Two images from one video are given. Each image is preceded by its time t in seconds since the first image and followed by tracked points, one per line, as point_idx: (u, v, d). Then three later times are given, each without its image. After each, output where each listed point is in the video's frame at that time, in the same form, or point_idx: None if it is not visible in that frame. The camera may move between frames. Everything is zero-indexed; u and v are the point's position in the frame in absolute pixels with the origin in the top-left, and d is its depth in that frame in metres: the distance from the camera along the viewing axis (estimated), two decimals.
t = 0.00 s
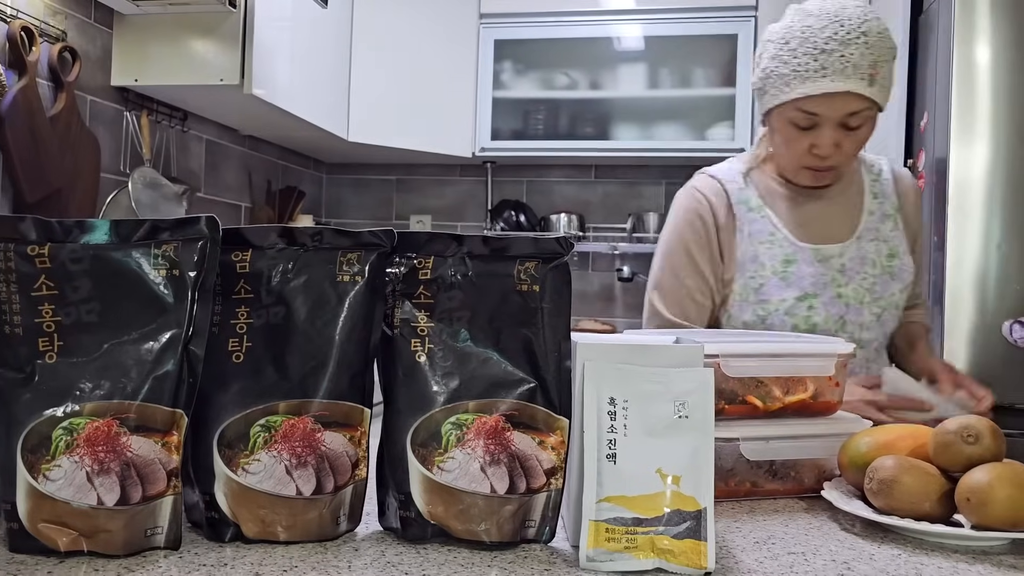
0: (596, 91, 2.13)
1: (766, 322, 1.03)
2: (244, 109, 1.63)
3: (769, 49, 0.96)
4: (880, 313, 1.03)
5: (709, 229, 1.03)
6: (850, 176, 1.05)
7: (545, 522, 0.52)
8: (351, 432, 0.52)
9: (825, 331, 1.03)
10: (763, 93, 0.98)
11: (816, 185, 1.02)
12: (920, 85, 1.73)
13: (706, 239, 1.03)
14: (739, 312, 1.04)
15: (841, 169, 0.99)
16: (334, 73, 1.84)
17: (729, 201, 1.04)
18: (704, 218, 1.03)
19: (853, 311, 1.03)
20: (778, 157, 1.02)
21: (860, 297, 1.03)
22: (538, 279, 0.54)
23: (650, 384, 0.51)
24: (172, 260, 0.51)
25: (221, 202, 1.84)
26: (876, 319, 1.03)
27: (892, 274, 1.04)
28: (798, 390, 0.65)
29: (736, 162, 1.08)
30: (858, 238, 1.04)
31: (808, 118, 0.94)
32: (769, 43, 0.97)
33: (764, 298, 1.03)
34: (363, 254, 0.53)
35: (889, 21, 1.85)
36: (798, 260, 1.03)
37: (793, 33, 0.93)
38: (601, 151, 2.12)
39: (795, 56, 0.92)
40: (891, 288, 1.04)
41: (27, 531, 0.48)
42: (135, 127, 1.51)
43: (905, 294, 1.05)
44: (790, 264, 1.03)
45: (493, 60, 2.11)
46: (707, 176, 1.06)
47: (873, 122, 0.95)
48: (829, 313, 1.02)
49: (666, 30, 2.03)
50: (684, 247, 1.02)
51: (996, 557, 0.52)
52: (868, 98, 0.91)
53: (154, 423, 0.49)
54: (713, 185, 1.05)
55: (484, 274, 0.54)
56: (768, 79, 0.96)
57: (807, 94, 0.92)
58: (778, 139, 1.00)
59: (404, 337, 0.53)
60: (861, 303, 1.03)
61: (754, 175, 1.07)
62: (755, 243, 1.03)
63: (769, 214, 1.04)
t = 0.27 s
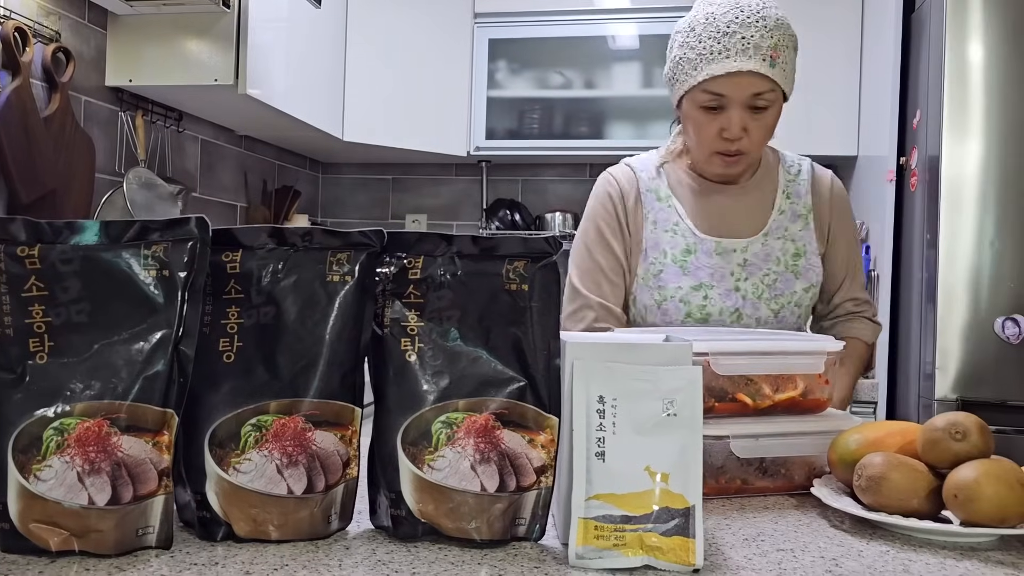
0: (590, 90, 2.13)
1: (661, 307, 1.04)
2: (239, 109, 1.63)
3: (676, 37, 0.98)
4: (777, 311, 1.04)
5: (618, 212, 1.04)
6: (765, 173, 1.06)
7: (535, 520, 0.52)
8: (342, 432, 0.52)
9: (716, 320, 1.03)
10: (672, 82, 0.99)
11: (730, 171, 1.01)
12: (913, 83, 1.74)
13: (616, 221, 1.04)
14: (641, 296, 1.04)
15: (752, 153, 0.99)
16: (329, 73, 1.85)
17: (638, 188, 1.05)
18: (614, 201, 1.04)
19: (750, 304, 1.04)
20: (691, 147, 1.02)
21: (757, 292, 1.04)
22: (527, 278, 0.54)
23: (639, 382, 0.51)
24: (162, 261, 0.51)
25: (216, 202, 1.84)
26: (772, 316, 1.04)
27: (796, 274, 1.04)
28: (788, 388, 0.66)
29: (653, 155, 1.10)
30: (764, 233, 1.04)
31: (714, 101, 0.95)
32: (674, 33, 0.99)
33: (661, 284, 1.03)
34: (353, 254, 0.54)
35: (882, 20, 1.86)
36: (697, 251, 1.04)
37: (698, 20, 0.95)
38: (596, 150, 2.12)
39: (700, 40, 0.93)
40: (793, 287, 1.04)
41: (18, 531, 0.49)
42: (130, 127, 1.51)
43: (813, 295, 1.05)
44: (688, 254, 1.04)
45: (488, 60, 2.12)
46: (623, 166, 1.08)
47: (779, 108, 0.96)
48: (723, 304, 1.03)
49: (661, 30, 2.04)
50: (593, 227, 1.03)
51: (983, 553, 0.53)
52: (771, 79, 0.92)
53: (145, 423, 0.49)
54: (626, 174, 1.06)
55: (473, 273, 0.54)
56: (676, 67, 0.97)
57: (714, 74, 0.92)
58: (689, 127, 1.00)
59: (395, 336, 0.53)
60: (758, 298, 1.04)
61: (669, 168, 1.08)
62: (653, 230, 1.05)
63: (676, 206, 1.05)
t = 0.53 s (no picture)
0: (590, 89, 2.13)
1: (606, 303, 1.08)
2: (239, 109, 1.64)
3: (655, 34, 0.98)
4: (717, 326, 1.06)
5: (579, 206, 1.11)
6: (736, 186, 1.07)
7: (535, 518, 0.53)
8: (344, 430, 0.52)
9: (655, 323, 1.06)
10: (650, 79, 0.99)
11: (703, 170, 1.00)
12: (912, 82, 1.74)
13: (576, 217, 1.11)
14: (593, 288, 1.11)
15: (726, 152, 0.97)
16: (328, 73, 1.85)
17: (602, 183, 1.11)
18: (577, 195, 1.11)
19: (692, 314, 1.06)
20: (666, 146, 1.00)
21: (702, 304, 1.06)
22: (527, 277, 0.54)
23: (639, 380, 0.51)
24: (163, 260, 0.51)
25: (217, 202, 1.85)
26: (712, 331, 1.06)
27: (745, 292, 1.06)
28: (788, 385, 0.66)
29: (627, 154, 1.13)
30: (718, 247, 1.06)
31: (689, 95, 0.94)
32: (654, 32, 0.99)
33: (609, 282, 1.08)
34: (354, 253, 0.54)
35: (882, 18, 1.86)
36: (648, 254, 1.07)
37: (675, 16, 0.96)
38: (596, 149, 2.12)
39: (676, 33, 0.93)
40: (739, 304, 1.06)
41: (21, 530, 0.49)
42: (131, 127, 1.51)
43: (763, 317, 1.07)
44: (640, 255, 1.08)
45: (488, 59, 2.12)
46: (595, 161, 1.14)
47: (754, 105, 0.95)
48: (665, 310, 1.06)
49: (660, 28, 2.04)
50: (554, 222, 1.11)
51: (982, 550, 0.53)
52: (746, 72, 0.92)
53: (147, 422, 0.49)
54: (595, 169, 1.12)
55: (474, 272, 0.54)
56: (654, 62, 0.97)
57: (691, 64, 0.92)
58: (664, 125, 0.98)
59: (395, 335, 0.54)
60: (701, 310, 1.06)
61: (641, 168, 1.11)
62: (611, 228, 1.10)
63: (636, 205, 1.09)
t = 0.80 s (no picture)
0: (589, 90, 2.13)
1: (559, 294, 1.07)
2: (238, 110, 1.64)
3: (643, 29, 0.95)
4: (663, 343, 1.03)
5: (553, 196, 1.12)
6: (715, 199, 1.03)
7: (535, 519, 0.53)
8: (344, 431, 0.52)
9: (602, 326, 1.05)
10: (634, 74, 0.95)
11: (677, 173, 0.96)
12: (912, 82, 1.74)
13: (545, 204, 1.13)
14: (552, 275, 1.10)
15: (703, 155, 0.93)
16: (328, 73, 1.85)
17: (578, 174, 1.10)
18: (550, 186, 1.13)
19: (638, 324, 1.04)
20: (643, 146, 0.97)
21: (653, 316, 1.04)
22: (527, 277, 0.54)
23: (638, 381, 0.51)
24: (163, 262, 0.51)
25: (217, 203, 1.85)
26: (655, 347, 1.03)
27: (697, 314, 1.03)
28: (787, 386, 0.66)
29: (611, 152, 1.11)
30: (681, 261, 1.03)
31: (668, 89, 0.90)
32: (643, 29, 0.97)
33: (566, 274, 1.07)
34: (353, 254, 0.54)
35: (881, 18, 1.86)
36: (609, 254, 1.06)
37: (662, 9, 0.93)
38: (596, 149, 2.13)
39: (661, 24, 0.90)
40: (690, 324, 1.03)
41: (21, 532, 0.49)
42: (130, 128, 1.51)
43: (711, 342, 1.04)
44: (600, 255, 1.06)
45: (487, 60, 2.11)
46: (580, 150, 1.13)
47: (735, 107, 0.91)
48: (614, 314, 1.05)
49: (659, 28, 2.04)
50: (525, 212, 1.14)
51: (982, 550, 0.53)
52: (729, 69, 0.88)
53: (147, 423, 0.49)
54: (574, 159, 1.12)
55: (473, 273, 0.54)
56: (638, 55, 0.94)
57: (671, 55, 0.88)
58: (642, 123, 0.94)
59: (395, 336, 0.54)
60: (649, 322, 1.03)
61: (620, 166, 1.09)
62: (579, 222, 1.08)
63: (608, 202, 1.07)
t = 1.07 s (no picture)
0: (589, 92, 2.13)
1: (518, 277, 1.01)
2: (239, 112, 1.64)
3: None
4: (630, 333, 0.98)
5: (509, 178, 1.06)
6: (690, 187, 0.97)
7: (537, 523, 0.53)
8: (346, 435, 0.52)
9: (565, 315, 0.99)
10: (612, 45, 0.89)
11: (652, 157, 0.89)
12: (911, 85, 1.74)
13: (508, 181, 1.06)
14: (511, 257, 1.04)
15: (683, 138, 0.86)
16: (328, 76, 1.85)
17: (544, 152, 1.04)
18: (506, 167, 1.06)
19: (605, 312, 0.98)
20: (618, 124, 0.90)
21: (621, 305, 0.98)
22: (528, 282, 0.55)
23: (640, 385, 0.51)
24: (166, 266, 0.51)
25: (218, 205, 1.85)
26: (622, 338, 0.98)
27: (672, 304, 0.97)
28: (787, 390, 0.67)
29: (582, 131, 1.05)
30: (654, 247, 0.97)
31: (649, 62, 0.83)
32: None
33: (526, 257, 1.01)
34: (355, 259, 0.54)
35: (881, 21, 1.86)
36: (574, 238, 1.00)
37: None
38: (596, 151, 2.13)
39: None
40: (662, 316, 0.97)
41: (25, 536, 0.49)
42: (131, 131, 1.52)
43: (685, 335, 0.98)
44: (565, 239, 1.00)
45: (488, 62, 2.12)
46: (548, 126, 1.07)
47: (720, 84, 0.84)
48: (579, 303, 0.98)
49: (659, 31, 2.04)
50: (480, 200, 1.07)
51: (982, 554, 0.53)
52: (714, 40, 0.82)
53: (150, 427, 0.50)
54: (540, 136, 1.05)
55: (475, 277, 0.54)
56: (617, 24, 0.87)
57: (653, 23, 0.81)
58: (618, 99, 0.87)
59: (397, 340, 0.54)
60: (617, 312, 0.97)
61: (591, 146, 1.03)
62: (541, 203, 1.02)
63: (574, 182, 1.01)
